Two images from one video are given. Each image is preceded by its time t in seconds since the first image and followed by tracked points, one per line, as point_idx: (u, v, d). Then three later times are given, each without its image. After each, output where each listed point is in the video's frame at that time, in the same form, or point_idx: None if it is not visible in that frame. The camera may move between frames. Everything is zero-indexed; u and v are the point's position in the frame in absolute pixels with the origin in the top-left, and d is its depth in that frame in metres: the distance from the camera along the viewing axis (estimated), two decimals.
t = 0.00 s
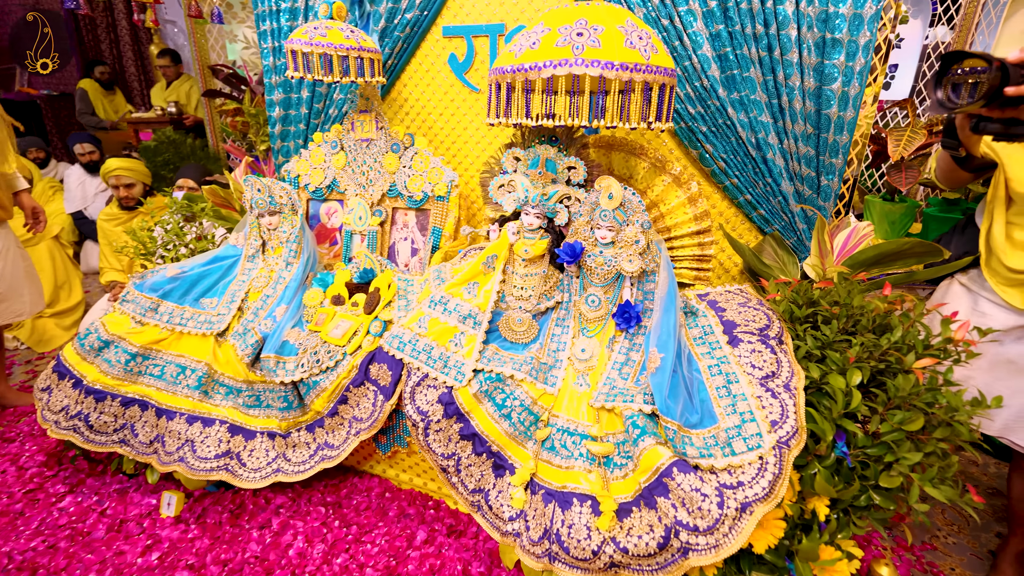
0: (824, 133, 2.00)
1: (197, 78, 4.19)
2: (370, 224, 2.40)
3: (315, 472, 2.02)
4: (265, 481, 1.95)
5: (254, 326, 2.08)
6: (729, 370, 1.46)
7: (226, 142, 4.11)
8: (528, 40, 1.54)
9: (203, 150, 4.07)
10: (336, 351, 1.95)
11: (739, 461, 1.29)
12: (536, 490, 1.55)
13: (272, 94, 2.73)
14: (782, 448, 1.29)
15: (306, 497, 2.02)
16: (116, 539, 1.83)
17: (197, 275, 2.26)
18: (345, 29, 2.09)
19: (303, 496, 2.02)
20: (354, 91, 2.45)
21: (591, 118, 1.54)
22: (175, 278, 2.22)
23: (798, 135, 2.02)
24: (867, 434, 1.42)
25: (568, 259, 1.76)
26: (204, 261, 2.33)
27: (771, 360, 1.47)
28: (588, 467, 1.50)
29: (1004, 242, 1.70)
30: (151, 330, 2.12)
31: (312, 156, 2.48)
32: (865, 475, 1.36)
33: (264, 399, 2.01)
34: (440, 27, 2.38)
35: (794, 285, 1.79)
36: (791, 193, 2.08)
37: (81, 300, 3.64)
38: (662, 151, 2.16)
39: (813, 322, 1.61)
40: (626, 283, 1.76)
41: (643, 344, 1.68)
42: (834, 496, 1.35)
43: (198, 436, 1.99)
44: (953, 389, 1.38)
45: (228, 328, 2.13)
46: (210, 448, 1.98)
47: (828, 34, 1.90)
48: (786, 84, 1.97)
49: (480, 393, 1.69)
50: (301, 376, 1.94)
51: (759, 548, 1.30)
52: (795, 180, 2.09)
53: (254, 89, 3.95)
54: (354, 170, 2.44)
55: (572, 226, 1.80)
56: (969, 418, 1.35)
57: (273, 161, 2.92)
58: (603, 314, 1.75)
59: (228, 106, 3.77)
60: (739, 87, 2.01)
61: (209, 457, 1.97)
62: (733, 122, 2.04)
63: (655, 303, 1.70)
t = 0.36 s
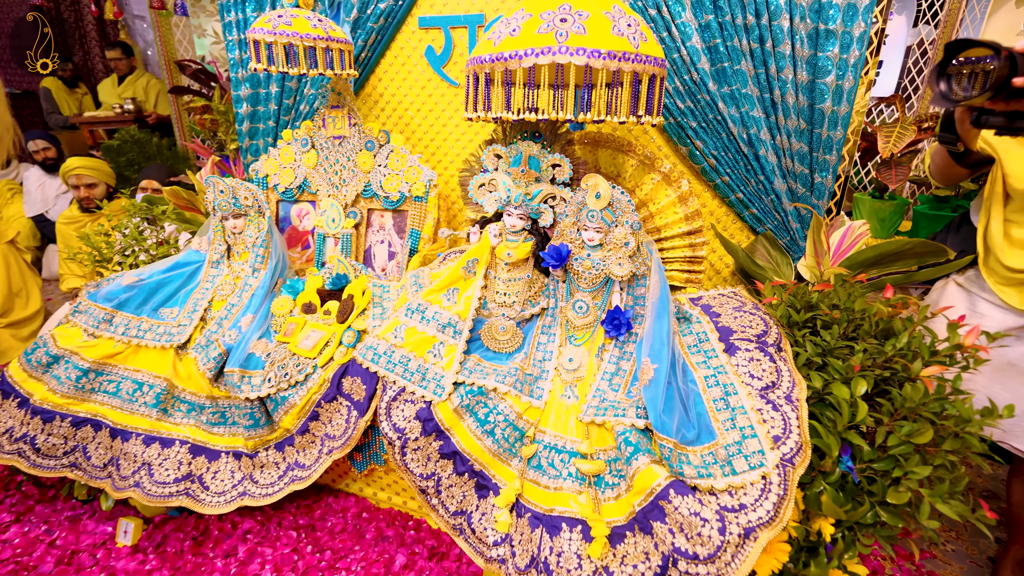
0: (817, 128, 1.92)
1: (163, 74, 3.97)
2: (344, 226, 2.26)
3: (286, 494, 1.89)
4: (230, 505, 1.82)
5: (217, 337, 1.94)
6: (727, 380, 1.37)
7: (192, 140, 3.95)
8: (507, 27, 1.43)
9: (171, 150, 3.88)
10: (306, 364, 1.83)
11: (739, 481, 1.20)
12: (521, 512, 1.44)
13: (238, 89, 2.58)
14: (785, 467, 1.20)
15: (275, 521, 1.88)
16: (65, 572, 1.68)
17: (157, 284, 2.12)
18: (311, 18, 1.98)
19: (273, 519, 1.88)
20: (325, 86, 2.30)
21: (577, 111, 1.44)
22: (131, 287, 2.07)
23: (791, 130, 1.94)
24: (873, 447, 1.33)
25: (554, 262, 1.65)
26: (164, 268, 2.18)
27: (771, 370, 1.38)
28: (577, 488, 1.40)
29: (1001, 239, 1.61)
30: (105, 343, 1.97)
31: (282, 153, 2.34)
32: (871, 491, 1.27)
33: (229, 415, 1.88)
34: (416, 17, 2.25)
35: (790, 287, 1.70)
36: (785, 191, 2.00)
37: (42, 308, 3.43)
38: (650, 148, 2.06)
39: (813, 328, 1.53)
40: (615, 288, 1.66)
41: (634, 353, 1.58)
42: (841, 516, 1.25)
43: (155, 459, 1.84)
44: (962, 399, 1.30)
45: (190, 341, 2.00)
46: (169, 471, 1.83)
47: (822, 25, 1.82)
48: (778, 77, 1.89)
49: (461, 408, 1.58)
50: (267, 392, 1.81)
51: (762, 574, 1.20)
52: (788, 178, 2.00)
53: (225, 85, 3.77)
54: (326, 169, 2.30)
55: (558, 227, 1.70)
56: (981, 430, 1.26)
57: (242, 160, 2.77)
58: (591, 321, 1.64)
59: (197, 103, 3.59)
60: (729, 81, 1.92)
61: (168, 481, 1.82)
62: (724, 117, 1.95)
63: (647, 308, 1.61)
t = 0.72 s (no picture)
0: (816, 120, 1.83)
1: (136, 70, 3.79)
2: (320, 225, 2.15)
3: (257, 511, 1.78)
4: (195, 526, 1.70)
5: (183, 345, 1.85)
6: (726, 389, 1.27)
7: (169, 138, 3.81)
8: (488, 7, 1.32)
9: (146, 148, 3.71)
10: (277, 373, 1.71)
11: (742, 500, 1.10)
12: (506, 531, 1.34)
13: (210, 82, 2.45)
14: (791, 484, 1.10)
15: (247, 540, 1.76)
16: None
17: (119, 288, 1.99)
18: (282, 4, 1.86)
19: (244, 539, 1.76)
20: (299, 77, 2.18)
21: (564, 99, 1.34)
22: (91, 291, 1.94)
23: (788, 123, 1.85)
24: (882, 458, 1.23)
25: (541, 262, 1.55)
26: (127, 271, 2.06)
27: (773, 377, 1.28)
28: (566, 507, 1.31)
29: (1008, 235, 1.49)
30: (62, 352, 1.84)
31: (255, 150, 2.22)
32: (882, 507, 1.18)
33: (197, 429, 1.78)
34: (395, 5, 2.14)
35: (789, 288, 1.61)
36: (782, 187, 1.90)
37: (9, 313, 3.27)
38: (641, 142, 1.96)
39: (816, 330, 1.44)
40: (606, 290, 1.56)
41: (627, 359, 1.48)
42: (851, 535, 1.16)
43: (114, 477, 1.72)
44: (976, 406, 1.21)
45: (153, 349, 1.88)
46: (129, 490, 1.71)
47: (821, 12, 1.74)
48: (775, 67, 1.80)
49: (443, 420, 1.48)
50: (235, 404, 1.69)
51: None
52: (785, 173, 1.91)
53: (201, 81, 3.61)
54: (301, 166, 2.17)
55: (544, 225, 1.59)
56: (998, 440, 1.17)
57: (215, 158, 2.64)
58: (580, 325, 1.54)
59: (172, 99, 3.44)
60: (724, 71, 1.82)
61: (129, 501, 1.70)
62: (719, 109, 1.85)
63: (640, 311, 1.51)
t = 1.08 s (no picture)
0: (823, 112, 1.73)
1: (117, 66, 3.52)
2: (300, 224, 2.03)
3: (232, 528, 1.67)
4: (161, 546, 1.59)
5: (151, 352, 1.74)
6: (730, 401, 1.17)
7: (154, 134, 3.58)
8: None
9: (130, 146, 3.59)
10: (249, 382, 1.61)
11: (749, 527, 0.99)
12: (492, 554, 1.24)
13: (187, 75, 2.33)
14: (803, 510, 0.99)
15: (219, 559, 1.65)
16: None
17: (86, 290, 1.88)
18: None
19: (217, 557, 1.65)
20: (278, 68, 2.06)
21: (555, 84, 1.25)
22: (55, 293, 1.82)
23: (794, 115, 1.74)
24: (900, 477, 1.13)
25: (532, 263, 1.44)
26: (95, 273, 1.94)
27: (781, 388, 1.18)
28: (556, 530, 1.20)
29: None
30: (21, 358, 1.72)
31: (232, 144, 2.11)
32: (901, 531, 1.07)
33: (166, 439, 1.68)
34: None
35: (796, 291, 1.51)
36: (787, 183, 1.79)
37: None
38: (639, 135, 1.85)
39: (827, 337, 1.33)
40: (600, 292, 1.45)
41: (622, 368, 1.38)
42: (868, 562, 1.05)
43: (75, 493, 1.61)
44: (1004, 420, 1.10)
45: (120, 356, 1.77)
46: (90, 507, 1.59)
47: None
48: (779, 55, 1.69)
49: (424, 433, 1.37)
50: (204, 414, 1.58)
51: None
52: (790, 168, 1.80)
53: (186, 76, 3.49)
54: (280, 161, 2.06)
55: (534, 223, 1.49)
56: None
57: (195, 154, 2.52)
58: (572, 330, 1.43)
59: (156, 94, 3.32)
60: (726, 59, 1.71)
61: (89, 519, 1.58)
62: (720, 100, 1.74)
63: (637, 315, 1.41)
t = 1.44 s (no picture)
0: (840, 106, 1.61)
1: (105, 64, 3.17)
2: (285, 225, 1.93)
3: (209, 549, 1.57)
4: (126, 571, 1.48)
5: (122, 361, 1.63)
6: (741, 425, 1.05)
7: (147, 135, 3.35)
8: None
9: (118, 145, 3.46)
10: (224, 395, 1.50)
11: (761, 569, 0.90)
12: None
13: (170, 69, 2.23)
14: (825, 553, 0.88)
15: None
16: None
17: (57, 295, 1.77)
18: None
19: None
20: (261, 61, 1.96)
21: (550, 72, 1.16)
22: (24, 298, 1.71)
23: (809, 109, 1.62)
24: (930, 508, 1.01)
25: (523, 269, 1.31)
26: (69, 276, 1.84)
27: (798, 410, 1.06)
28: (548, 565, 1.09)
29: None
30: None
31: (215, 141, 2.01)
32: (932, 570, 0.96)
33: (139, 454, 1.58)
34: None
35: (812, 299, 1.39)
36: (801, 183, 1.67)
37: None
38: (642, 131, 1.73)
39: (847, 351, 1.22)
40: (599, 300, 1.34)
41: (623, 383, 1.26)
42: None
43: (39, 512, 1.51)
44: None
45: (92, 364, 1.67)
46: (55, 527, 1.50)
47: None
48: (792, 45, 1.57)
49: (407, 454, 1.26)
50: (176, 429, 1.49)
51: None
52: (804, 166, 1.68)
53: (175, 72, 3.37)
54: (264, 159, 1.96)
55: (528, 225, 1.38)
56: None
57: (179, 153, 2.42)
58: (569, 341, 1.32)
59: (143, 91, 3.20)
60: (735, 50, 1.60)
61: (54, 540, 1.49)
62: (728, 94, 1.62)
63: (638, 325, 1.31)
